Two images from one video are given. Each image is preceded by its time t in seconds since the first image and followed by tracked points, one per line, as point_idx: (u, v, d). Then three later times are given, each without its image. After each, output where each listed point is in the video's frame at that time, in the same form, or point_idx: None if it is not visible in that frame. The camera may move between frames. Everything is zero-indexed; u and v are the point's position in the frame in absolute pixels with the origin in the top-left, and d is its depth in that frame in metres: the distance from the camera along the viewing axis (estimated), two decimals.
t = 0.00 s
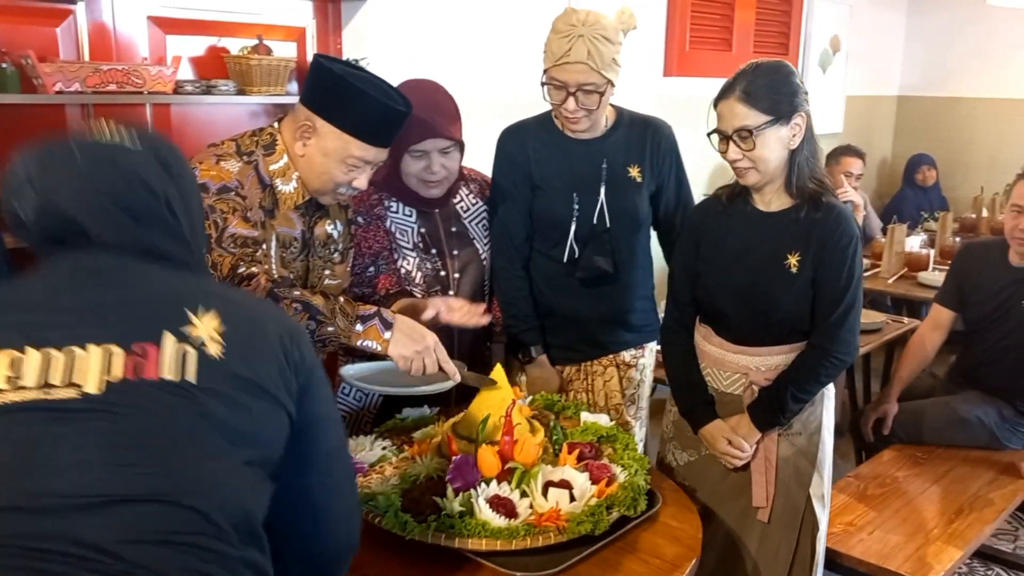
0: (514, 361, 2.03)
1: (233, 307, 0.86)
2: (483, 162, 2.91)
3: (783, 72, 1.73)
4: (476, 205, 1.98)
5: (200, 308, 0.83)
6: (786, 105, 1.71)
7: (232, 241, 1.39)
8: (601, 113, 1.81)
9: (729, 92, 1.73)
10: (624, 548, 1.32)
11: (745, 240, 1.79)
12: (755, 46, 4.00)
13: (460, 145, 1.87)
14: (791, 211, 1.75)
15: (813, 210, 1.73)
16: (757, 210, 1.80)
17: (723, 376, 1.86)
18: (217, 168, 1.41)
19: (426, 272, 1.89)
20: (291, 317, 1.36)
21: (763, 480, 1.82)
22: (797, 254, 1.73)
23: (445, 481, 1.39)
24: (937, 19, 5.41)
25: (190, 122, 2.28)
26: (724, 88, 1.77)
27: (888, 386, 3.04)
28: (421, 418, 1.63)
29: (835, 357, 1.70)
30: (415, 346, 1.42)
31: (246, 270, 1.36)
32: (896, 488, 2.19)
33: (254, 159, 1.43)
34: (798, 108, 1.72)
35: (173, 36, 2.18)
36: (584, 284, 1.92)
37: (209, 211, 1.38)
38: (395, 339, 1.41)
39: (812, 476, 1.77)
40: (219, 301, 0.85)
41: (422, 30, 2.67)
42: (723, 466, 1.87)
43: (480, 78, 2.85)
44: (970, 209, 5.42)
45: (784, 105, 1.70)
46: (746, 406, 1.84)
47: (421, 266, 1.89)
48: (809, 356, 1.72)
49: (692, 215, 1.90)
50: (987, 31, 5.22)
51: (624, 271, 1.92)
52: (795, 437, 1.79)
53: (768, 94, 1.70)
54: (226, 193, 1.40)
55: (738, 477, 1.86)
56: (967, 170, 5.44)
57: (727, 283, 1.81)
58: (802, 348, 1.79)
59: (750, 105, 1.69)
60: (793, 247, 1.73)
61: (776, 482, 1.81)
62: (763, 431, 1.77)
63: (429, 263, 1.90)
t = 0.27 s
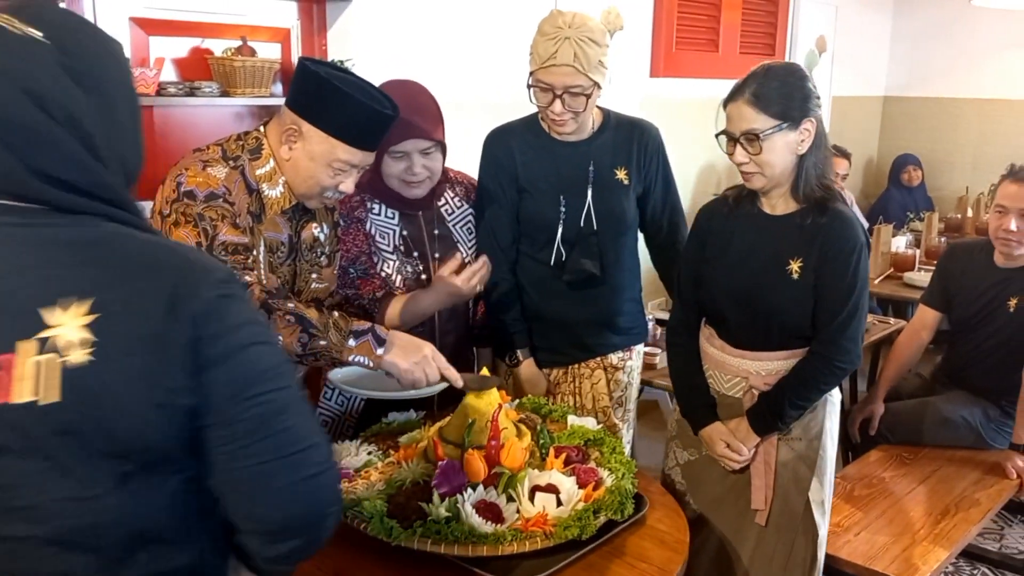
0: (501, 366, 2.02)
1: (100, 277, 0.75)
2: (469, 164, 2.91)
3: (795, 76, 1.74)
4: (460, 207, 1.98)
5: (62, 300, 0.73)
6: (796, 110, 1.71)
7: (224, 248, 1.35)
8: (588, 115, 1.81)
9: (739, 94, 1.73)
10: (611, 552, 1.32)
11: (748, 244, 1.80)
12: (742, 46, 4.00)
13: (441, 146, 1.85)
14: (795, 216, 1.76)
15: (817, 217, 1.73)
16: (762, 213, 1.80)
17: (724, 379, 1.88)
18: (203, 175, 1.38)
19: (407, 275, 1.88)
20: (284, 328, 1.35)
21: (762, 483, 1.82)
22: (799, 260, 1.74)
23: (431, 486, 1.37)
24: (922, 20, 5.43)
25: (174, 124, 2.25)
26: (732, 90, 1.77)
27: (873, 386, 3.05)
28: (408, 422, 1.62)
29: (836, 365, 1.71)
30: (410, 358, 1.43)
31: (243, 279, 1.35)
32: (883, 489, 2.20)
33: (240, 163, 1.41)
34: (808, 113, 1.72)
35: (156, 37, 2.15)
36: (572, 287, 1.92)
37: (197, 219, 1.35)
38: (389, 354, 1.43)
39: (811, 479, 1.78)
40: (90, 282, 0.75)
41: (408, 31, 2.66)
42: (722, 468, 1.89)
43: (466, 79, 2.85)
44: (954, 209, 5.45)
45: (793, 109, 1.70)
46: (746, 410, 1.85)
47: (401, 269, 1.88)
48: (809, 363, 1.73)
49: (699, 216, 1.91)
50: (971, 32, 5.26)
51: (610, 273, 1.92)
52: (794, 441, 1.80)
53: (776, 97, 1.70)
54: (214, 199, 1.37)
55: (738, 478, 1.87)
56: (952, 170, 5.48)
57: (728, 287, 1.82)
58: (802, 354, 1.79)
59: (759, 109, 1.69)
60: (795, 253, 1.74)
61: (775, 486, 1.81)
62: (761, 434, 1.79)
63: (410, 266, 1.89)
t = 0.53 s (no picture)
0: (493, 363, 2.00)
1: None
2: (464, 162, 2.91)
3: (804, 75, 1.74)
4: (454, 206, 1.96)
5: None
6: (802, 109, 1.71)
7: (236, 244, 1.34)
8: (583, 113, 1.81)
9: (746, 90, 1.73)
10: (609, 549, 1.32)
11: (748, 242, 1.81)
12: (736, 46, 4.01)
13: (436, 142, 1.83)
14: (796, 214, 1.76)
15: (818, 216, 1.73)
16: (763, 210, 1.81)
17: (724, 376, 1.88)
18: (207, 174, 1.35)
19: (394, 275, 1.87)
20: (301, 325, 1.33)
21: (762, 480, 1.83)
22: (798, 257, 1.74)
23: (428, 483, 1.37)
24: (914, 19, 5.45)
25: (167, 123, 2.26)
26: (739, 86, 1.77)
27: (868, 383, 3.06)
28: (404, 420, 1.62)
29: (835, 363, 1.71)
30: (429, 361, 1.37)
31: (256, 274, 1.34)
32: (878, 485, 2.21)
33: (240, 162, 1.37)
34: (814, 113, 1.72)
35: (149, 35, 2.15)
36: (567, 286, 1.91)
37: (206, 217, 1.32)
38: (407, 358, 1.36)
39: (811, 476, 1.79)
40: None
41: (403, 30, 2.66)
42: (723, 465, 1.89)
43: (461, 78, 2.85)
44: (947, 207, 5.48)
45: (799, 108, 1.70)
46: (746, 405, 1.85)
47: (388, 269, 1.87)
48: (809, 362, 1.73)
49: (700, 212, 1.92)
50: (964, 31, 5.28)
51: (604, 272, 1.92)
52: (795, 438, 1.80)
53: (784, 96, 1.70)
54: (220, 198, 1.34)
55: (739, 475, 1.87)
56: (945, 169, 5.50)
57: (728, 285, 1.83)
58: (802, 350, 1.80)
59: (766, 107, 1.69)
60: (794, 251, 1.75)
61: (775, 482, 1.82)
62: (758, 429, 1.79)
63: (398, 267, 1.88)
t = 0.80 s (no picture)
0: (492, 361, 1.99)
1: None
2: (461, 162, 2.91)
3: (794, 71, 1.74)
4: (451, 207, 1.95)
5: None
6: (795, 105, 1.71)
7: (247, 244, 1.34)
8: (579, 112, 1.81)
9: (740, 88, 1.73)
10: (609, 548, 1.32)
11: (745, 241, 1.81)
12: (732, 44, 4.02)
13: (433, 140, 1.80)
14: (792, 210, 1.76)
15: (812, 211, 1.74)
16: (758, 207, 1.81)
17: (723, 373, 1.89)
18: (215, 175, 1.33)
19: (387, 275, 1.86)
20: (313, 325, 1.33)
21: (763, 477, 1.83)
22: (795, 252, 1.75)
23: (428, 482, 1.37)
24: (909, 18, 5.46)
25: (164, 123, 2.25)
26: (732, 82, 1.77)
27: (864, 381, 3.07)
28: (404, 420, 1.62)
29: (833, 356, 1.71)
30: (440, 364, 1.39)
31: (268, 273, 1.34)
32: (875, 484, 2.22)
33: (246, 164, 1.36)
34: (808, 108, 1.73)
35: (146, 35, 2.15)
36: (563, 285, 1.91)
37: (216, 218, 1.32)
38: (416, 363, 1.38)
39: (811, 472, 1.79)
40: None
41: (400, 29, 2.66)
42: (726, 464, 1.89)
43: (458, 76, 2.84)
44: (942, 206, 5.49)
45: (793, 103, 1.71)
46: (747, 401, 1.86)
47: (381, 270, 1.86)
48: (808, 359, 1.73)
49: (695, 212, 1.92)
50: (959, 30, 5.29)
51: (600, 271, 1.91)
52: (794, 434, 1.80)
53: (779, 92, 1.71)
54: (229, 199, 1.33)
55: (741, 472, 1.88)
56: (940, 168, 5.51)
57: (724, 282, 1.83)
58: (798, 346, 1.80)
59: (761, 103, 1.70)
60: (790, 245, 1.75)
61: (775, 479, 1.82)
62: (758, 425, 1.79)
63: (391, 267, 1.86)
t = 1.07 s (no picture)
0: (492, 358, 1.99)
1: None
2: (461, 160, 2.91)
3: (788, 67, 1.74)
4: (449, 205, 1.94)
5: None
6: (789, 99, 1.71)
7: (248, 246, 1.34)
8: (579, 110, 1.81)
9: (737, 81, 1.73)
10: (611, 547, 1.32)
11: (740, 236, 1.81)
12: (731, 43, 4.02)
13: (433, 138, 1.79)
14: (785, 203, 1.76)
15: (805, 204, 1.74)
16: (753, 203, 1.81)
17: (718, 367, 1.89)
18: (218, 175, 1.33)
19: (385, 274, 1.86)
20: (313, 328, 1.32)
21: (757, 472, 1.83)
22: (788, 245, 1.75)
23: (430, 482, 1.37)
24: (907, 17, 5.46)
25: (164, 122, 2.25)
26: (729, 78, 1.77)
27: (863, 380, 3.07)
28: (404, 419, 1.62)
29: (825, 347, 1.71)
30: (439, 368, 1.39)
31: (269, 276, 1.34)
32: (876, 482, 2.22)
33: (249, 164, 1.35)
34: (803, 103, 1.74)
35: (145, 34, 2.14)
36: (562, 284, 1.91)
37: (218, 219, 1.32)
38: (417, 364, 1.38)
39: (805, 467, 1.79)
40: None
41: (399, 28, 2.65)
42: (721, 459, 1.90)
43: (457, 75, 2.84)
44: (941, 205, 5.50)
45: (789, 97, 1.71)
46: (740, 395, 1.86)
47: (378, 268, 1.86)
48: (800, 348, 1.73)
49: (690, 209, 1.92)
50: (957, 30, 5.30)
51: (600, 269, 1.91)
52: (788, 429, 1.80)
53: (775, 87, 1.71)
54: (232, 200, 1.32)
55: (737, 467, 1.88)
56: (939, 167, 5.52)
57: (722, 279, 1.83)
58: (791, 340, 1.81)
59: (757, 96, 1.70)
60: (783, 238, 1.75)
61: (770, 474, 1.83)
62: (752, 419, 1.80)
63: (388, 266, 1.86)
